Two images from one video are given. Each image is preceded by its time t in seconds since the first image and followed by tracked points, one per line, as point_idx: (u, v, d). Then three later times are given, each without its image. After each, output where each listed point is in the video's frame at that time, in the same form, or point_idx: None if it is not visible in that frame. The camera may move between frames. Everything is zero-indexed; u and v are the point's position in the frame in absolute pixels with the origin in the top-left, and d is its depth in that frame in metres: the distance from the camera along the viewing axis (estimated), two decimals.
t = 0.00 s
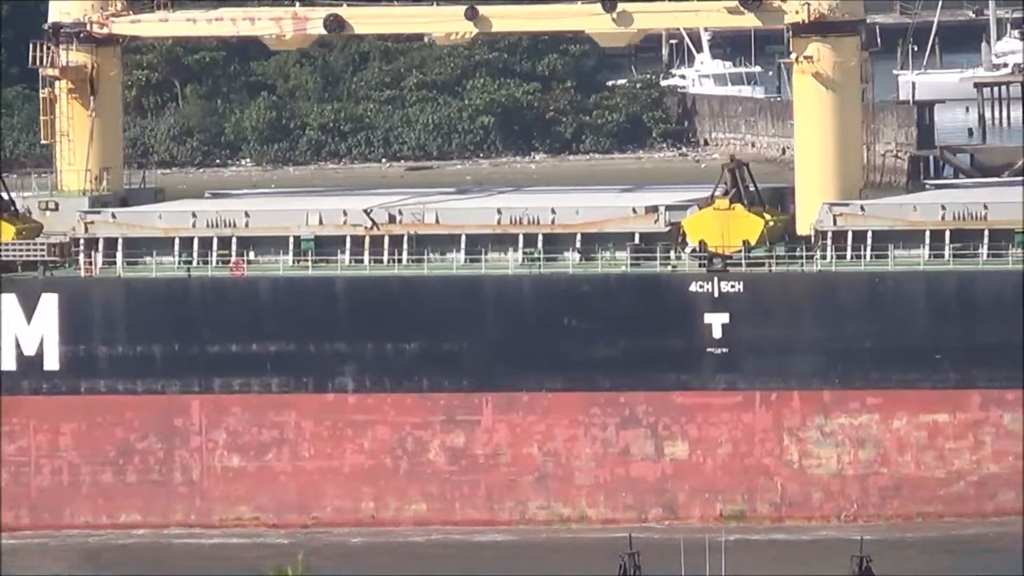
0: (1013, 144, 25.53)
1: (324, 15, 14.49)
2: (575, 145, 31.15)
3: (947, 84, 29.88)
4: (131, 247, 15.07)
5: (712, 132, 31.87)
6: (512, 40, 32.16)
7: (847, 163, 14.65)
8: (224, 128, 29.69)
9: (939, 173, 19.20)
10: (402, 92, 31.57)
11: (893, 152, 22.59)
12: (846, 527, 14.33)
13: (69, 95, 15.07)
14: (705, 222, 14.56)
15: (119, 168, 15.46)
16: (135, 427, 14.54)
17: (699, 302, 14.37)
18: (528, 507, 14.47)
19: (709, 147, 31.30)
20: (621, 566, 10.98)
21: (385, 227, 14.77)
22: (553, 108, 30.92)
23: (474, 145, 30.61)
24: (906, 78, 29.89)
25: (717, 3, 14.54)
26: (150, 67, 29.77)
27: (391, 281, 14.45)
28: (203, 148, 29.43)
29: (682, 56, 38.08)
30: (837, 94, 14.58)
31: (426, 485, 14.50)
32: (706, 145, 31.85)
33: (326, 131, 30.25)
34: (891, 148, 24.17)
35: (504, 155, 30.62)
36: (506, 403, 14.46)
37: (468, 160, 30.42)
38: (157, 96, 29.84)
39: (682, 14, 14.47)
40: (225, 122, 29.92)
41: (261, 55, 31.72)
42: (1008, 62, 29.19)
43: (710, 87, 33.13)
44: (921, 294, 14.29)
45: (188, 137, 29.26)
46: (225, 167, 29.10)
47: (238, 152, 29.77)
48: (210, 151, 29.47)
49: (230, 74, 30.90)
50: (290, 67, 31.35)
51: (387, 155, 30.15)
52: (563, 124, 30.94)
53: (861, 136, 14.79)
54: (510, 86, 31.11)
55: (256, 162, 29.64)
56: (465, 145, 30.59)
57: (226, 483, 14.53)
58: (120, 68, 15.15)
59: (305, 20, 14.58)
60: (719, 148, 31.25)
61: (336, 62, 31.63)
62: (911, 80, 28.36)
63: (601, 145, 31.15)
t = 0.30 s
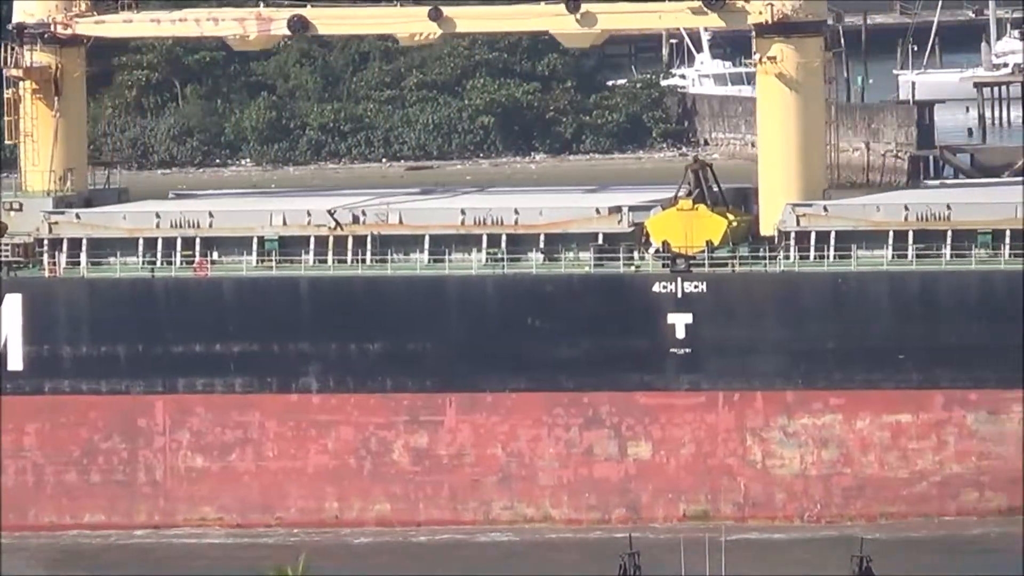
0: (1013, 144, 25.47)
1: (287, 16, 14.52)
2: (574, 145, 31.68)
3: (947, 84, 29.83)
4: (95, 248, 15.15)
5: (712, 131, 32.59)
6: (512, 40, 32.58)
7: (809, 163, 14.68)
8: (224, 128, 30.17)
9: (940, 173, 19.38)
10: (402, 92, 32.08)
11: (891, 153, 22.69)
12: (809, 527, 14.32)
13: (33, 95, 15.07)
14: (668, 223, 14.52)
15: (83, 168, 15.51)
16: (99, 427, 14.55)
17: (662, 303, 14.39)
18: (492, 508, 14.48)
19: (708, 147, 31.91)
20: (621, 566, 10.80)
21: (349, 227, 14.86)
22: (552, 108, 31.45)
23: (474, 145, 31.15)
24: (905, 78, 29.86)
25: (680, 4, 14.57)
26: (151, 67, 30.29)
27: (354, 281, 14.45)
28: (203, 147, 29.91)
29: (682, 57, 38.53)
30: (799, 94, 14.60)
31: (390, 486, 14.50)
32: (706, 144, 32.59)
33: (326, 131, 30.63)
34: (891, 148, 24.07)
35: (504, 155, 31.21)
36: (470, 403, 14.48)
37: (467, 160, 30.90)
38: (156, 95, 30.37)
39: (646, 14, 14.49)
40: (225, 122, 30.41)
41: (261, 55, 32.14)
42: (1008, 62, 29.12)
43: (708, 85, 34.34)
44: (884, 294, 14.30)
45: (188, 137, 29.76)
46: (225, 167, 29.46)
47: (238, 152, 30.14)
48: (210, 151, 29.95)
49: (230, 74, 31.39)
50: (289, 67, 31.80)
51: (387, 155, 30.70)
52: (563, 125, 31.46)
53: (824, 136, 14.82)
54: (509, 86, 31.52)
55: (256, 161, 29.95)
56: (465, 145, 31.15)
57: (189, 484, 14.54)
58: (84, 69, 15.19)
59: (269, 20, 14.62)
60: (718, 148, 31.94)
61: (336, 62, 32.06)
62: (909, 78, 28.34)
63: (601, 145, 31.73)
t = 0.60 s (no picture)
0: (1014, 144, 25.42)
1: (252, 16, 14.54)
2: (575, 145, 31.00)
3: (951, 84, 29.78)
4: (60, 249, 15.28)
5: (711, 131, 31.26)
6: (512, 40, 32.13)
7: (773, 163, 14.70)
8: (224, 127, 29.51)
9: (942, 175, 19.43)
10: (402, 92, 31.47)
11: (891, 154, 22.59)
12: (772, 527, 14.26)
13: None
14: (631, 224, 14.56)
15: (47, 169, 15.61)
16: (63, 427, 14.63)
17: (626, 305, 14.42)
18: (455, 508, 14.44)
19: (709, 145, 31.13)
20: (622, 566, 10.89)
21: (312, 228, 14.92)
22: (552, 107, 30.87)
23: (474, 145, 30.52)
24: (908, 78, 29.88)
25: (643, 4, 14.55)
26: (151, 68, 30.03)
27: (318, 283, 14.53)
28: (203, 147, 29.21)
29: (682, 56, 38.58)
30: (763, 95, 14.61)
31: (353, 487, 14.47)
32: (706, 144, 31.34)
33: (325, 131, 29.98)
34: (890, 148, 24.28)
35: (505, 155, 30.48)
36: (433, 404, 14.50)
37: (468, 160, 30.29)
38: (156, 96, 29.98)
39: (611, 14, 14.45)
40: (227, 122, 29.76)
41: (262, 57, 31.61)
42: (1010, 61, 29.05)
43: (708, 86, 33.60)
44: (847, 294, 14.32)
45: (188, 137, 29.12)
46: (224, 167, 28.70)
47: (237, 151, 29.33)
48: (210, 151, 29.20)
49: (230, 73, 30.82)
50: (290, 67, 31.29)
51: (387, 154, 29.99)
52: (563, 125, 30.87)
53: (788, 137, 14.84)
54: (511, 87, 31.02)
55: (256, 162, 29.21)
56: (465, 145, 30.51)
57: (153, 484, 14.51)
58: (48, 69, 15.22)
59: (232, 21, 14.66)
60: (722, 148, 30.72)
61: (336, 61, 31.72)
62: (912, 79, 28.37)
63: (601, 145, 30.95)
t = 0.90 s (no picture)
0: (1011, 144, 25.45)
1: (216, 17, 14.59)
2: (575, 145, 31.37)
3: (949, 83, 29.79)
4: (25, 249, 15.39)
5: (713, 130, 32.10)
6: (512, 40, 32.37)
7: (737, 165, 14.74)
8: (224, 128, 30.56)
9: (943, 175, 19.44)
10: (402, 92, 32.06)
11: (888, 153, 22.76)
12: (735, 528, 14.28)
13: None
14: (595, 225, 14.60)
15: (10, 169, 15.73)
16: (27, 427, 14.70)
17: (590, 305, 14.42)
18: (419, 509, 14.44)
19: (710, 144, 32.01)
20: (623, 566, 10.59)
21: (276, 229, 15.01)
22: (553, 108, 31.29)
23: (474, 145, 31.19)
24: (909, 78, 29.91)
25: (607, 5, 14.55)
26: (151, 68, 30.71)
27: (283, 282, 14.57)
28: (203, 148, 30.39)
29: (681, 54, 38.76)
30: (727, 97, 14.63)
31: (317, 487, 14.50)
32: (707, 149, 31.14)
33: (326, 131, 31.06)
34: (889, 148, 24.55)
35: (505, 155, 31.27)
36: (397, 404, 14.48)
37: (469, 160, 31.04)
38: (156, 95, 30.72)
39: (575, 15, 14.47)
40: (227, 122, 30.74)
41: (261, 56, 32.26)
42: (1010, 61, 29.04)
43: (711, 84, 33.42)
44: (810, 294, 14.31)
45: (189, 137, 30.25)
46: (225, 167, 30.04)
47: (238, 152, 30.55)
48: (210, 151, 30.41)
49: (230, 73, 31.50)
50: (290, 67, 31.91)
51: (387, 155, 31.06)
52: (563, 125, 31.29)
53: (751, 137, 14.86)
54: (510, 87, 31.43)
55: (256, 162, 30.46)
56: (465, 144, 31.16)
57: (117, 484, 14.56)
58: (12, 70, 15.36)
59: (196, 22, 14.68)
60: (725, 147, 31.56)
61: (337, 62, 32.34)
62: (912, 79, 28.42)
63: (601, 145, 31.45)
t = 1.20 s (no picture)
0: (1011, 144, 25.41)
1: (180, 18, 14.60)
2: (574, 145, 31.31)
3: (949, 84, 29.76)
4: None
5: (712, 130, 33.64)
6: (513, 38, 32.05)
7: (699, 167, 14.76)
8: (225, 128, 29.85)
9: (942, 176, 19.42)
10: (402, 92, 31.73)
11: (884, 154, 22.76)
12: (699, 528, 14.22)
13: None
14: (558, 225, 14.57)
15: None
16: None
17: (553, 305, 14.42)
18: (382, 509, 14.42)
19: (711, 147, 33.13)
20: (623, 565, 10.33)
21: (240, 229, 15.08)
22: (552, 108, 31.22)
23: (474, 145, 31.12)
24: (909, 78, 29.90)
25: (571, 6, 14.56)
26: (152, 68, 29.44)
27: (246, 282, 14.61)
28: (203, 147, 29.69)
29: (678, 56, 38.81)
30: (690, 98, 14.64)
31: (280, 488, 14.46)
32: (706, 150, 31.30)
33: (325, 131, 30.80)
34: (891, 147, 24.24)
35: (504, 155, 31.16)
36: (361, 405, 14.50)
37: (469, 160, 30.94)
38: (156, 95, 29.43)
39: (538, 15, 14.52)
40: (226, 121, 30.00)
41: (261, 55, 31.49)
42: (1008, 60, 29.01)
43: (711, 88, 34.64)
44: (773, 295, 14.32)
45: (189, 137, 29.47)
46: (225, 167, 29.45)
47: (238, 152, 29.97)
48: (211, 151, 29.78)
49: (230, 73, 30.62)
50: (290, 67, 31.27)
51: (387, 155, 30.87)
52: (563, 125, 31.27)
53: (712, 136, 14.85)
54: (510, 86, 31.29)
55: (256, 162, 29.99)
56: (465, 144, 31.06)
57: (81, 485, 14.59)
58: None
59: (161, 22, 14.70)
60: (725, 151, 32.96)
61: (336, 61, 31.69)
62: (912, 79, 28.40)
63: (601, 145, 31.26)
